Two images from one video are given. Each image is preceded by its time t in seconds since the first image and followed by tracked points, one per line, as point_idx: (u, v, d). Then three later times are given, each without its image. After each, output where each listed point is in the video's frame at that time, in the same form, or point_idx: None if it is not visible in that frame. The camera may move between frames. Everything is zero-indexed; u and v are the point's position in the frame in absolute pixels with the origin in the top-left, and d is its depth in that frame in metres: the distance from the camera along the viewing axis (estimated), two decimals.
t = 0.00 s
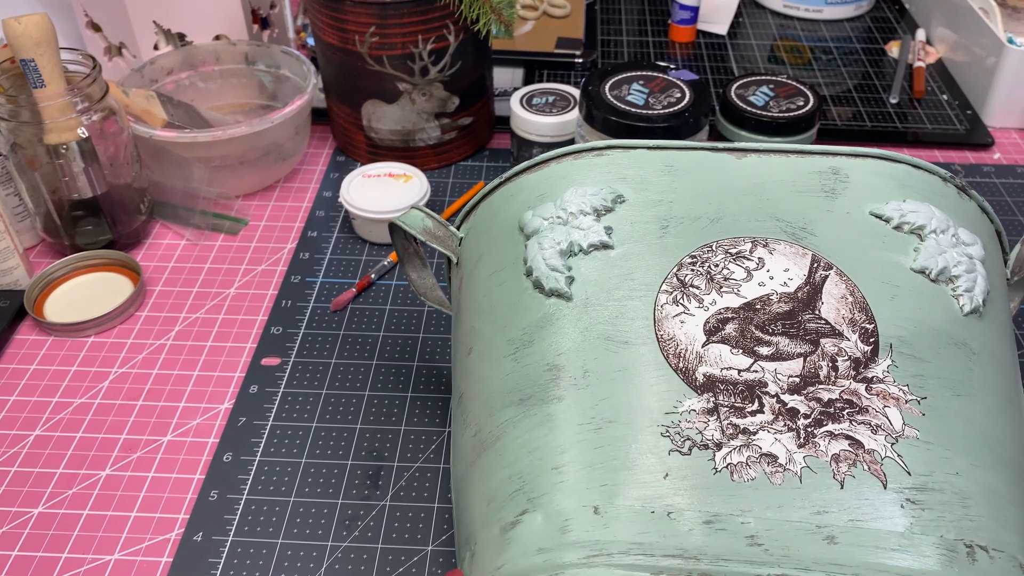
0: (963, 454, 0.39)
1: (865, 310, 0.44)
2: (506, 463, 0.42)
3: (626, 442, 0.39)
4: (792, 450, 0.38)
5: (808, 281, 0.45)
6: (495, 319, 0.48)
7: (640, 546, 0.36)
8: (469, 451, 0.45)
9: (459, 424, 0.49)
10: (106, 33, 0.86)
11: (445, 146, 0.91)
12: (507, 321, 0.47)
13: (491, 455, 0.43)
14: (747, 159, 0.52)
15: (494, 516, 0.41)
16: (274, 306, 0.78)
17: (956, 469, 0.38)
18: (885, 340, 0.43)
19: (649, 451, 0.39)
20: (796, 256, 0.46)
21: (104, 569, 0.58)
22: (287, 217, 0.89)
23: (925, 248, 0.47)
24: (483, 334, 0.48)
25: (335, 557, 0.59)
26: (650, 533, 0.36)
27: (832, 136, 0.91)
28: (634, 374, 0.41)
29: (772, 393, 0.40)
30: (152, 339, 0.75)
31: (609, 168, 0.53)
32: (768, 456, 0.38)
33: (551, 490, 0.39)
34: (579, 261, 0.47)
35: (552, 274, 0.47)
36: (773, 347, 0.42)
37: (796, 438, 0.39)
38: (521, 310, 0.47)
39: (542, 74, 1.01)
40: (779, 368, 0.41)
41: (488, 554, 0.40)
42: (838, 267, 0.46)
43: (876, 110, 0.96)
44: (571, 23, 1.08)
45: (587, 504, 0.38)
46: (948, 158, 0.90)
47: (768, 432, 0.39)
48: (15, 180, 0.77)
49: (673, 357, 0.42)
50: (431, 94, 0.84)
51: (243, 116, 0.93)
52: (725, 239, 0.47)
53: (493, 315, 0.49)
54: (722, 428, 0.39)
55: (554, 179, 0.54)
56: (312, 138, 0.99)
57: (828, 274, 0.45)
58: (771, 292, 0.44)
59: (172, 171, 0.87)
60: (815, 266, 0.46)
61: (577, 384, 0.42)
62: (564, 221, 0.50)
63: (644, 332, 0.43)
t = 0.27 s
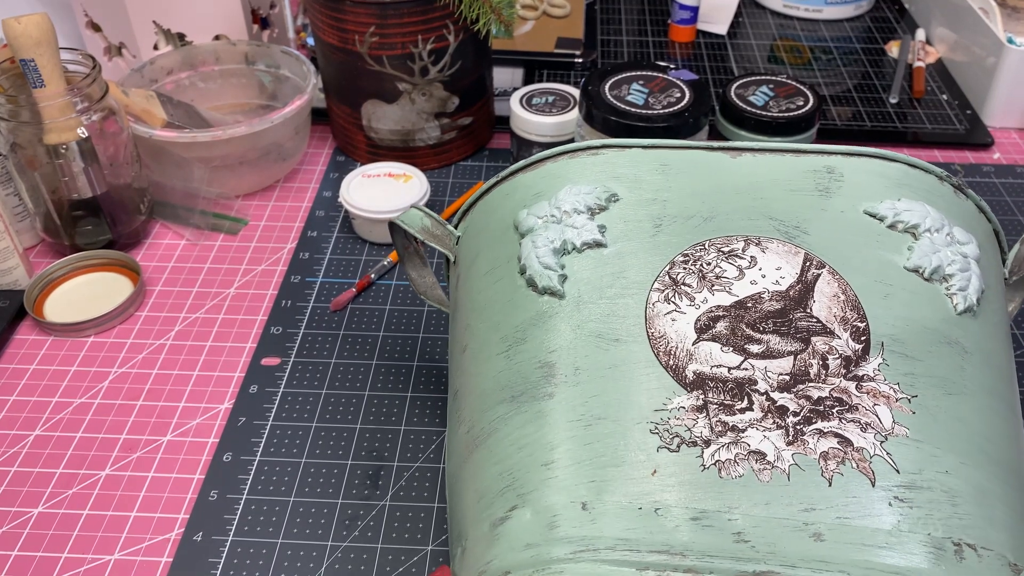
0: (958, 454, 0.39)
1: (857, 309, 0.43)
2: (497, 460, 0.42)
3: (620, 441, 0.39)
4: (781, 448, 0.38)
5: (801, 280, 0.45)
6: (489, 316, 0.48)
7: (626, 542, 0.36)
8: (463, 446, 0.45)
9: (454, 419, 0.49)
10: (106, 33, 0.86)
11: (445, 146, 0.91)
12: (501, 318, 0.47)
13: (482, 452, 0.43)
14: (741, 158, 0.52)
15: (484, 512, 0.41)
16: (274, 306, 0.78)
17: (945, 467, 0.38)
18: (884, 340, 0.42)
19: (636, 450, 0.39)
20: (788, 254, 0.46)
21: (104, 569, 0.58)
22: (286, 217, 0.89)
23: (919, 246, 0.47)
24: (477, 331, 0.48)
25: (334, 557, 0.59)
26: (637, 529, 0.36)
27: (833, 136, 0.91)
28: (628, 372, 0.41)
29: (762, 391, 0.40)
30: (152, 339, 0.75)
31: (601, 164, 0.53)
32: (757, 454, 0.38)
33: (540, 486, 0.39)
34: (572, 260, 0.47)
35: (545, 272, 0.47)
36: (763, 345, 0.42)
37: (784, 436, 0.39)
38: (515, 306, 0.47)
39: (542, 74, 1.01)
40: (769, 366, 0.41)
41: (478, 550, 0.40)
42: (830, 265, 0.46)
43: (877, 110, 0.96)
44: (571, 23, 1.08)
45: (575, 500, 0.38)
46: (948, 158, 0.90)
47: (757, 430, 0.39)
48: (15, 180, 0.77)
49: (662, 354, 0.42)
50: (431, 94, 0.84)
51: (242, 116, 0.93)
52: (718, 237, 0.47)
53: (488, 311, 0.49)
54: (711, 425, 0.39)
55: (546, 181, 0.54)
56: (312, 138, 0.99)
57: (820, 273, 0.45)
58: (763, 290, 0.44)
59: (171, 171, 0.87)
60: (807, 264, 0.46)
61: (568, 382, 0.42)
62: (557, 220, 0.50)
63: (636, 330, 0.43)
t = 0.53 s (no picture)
0: (960, 455, 0.39)
1: (863, 312, 0.43)
2: (501, 459, 0.41)
3: (620, 441, 0.39)
4: (786, 450, 0.38)
5: (806, 281, 0.45)
6: (493, 315, 0.48)
7: (631, 543, 0.36)
8: (466, 444, 0.45)
9: (456, 417, 0.49)
10: (106, 33, 0.86)
11: (445, 146, 0.91)
12: (505, 317, 0.47)
13: (486, 450, 0.43)
14: (747, 158, 0.52)
15: (488, 510, 0.40)
16: (274, 306, 0.78)
17: (950, 471, 0.38)
18: (886, 341, 0.42)
19: (641, 450, 0.39)
20: (794, 256, 0.46)
21: (104, 569, 0.58)
22: (286, 217, 0.89)
23: (924, 250, 0.47)
24: (481, 329, 0.48)
25: (335, 557, 0.59)
26: (641, 529, 0.36)
27: (833, 137, 0.91)
28: (632, 372, 0.41)
29: (767, 393, 0.40)
30: (152, 339, 0.75)
31: (606, 163, 0.53)
32: (762, 456, 0.38)
33: (545, 485, 0.39)
34: (578, 259, 0.47)
35: (550, 271, 0.47)
36: (769, 347, 0.42)
37: (789, 438, 0.39)
38: (520, 305, 0.47)
39: (542, 74, 1.01)
40: (775, 368, 0.41)
41: (480, 549, 0.40)
42: (836, 268, 0.46)
43: (876, 110, 0.96)
44: (571, 23, 1.08)
45: (580, 500, 0.38)
46: (948, 158, 0.90)
47: (763, 432, 0.39)
48: (14, 180, 0.77)
49: (668, 354, 0.42)
50: (431, 94, 0.84)
51: (242, 116, 0.93)
52: (724, 238, 0.47)
53: (492, 310, 0.49)
54: (716, 427, 0.39)
55: (548, 182, 0.54)
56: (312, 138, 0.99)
57: (826, 275, 0.45)
58: (769, 292, 0.44)
59: (172, 171, 0.87)
60: (813, 266, 0.45)
61: (572, 381, 0.42)
62: (563, 219, 0.50)
63: (640, 330, 0.43)
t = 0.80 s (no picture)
0: (961, 456, 0.39)
1: (866, 312, 0.43)
2: (502, 458, 0.42)
3: (621, 440, 0.39)
4: (788, 450, 0.38)
5: (809, 282, 0.45)
6: (495, 314, 0.48)
7: (633, 542, 0.36)
8: (467, 443, 0.45)
9: (457, 417, 0.49)
10: (106, 33, 0.86)
11: (445, 146, 0.91)
12: (507, 316, 0.47)
13: (487, 450, 0.43)
14: (750, 158, 0.53)
15: (489, 510, 0.40)
16: (273, 306, 0.78)
17: (952, 472, 0.38)
18: (888, 341, 0.43)
19: (642, 450, 0.39)
20: (796, 256, 0.46)
21: (104, 569, 0.58)
22: (286, 217, 0.89)
23: (927, 250, 0.47)
24: (482, 328, 0.49)
25: (335, 556, 0.59)
26: (644, 529, 0.36)
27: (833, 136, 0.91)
28: (634, 372, 0.41)
29: (769, 393, 0.40)
30: (151, 339, 0.75)
31: (607, 163, 0.53)
32: (764, 456, 0.38)
33: (547, 484, 0.39)
34: (580, 258, 0.48)
35: (552, 270, 0.47)
36: (772, 347, 0.42)
37: (792, 438, 0.39)
38: (522, 304, 0.47)
39: (542, 74, 1.01)
40: (778, 368, 0.41)
41: (482, 548, 0.40)
42: (838, 268, 0.46)
43: (876, 110, 0.96)
44: (571, 23, 1.08)
45: (582, 499, 0.38)
46: (948, 158, 0.90)
47: (765, 432, 0.39)
48: (14, 180, 0.77)
49: (670, 354, 0.42)
50: (431, 94, 0.84)
51: (242, 116, 0.93)
52: (727, 238, 0.47)
53: (493, 309, 0.49)
54: (719, 427, 0.39)
55: (549, 182, 0.54)
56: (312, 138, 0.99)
57: (828, 275, 0.45)
58: (772, 292, 0.44)
59: (171, 171, 0.87)
60: (816, 266, 0.46)
61: (574, 380, 0.42)
62: (565, 218, 0.50)
63: (643, 329, 0.43)
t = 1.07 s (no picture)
0: (968, 458, 0.39)
1: (876, 316, 0.44)
2: (510, 456, 0.41)
3: (628, 440, 0.39)
4: (800, 452, 0.38)
5: (820, 284, 0.45)
6: (503, 311, 0.48)
7: (644, 543, 0.36)
8: (473, 442, 0.45)
9: (463, 415, 0.49)
10: (106, 33, 0.86)
11: (445, 146, 0.91)
12: (515, 314, 0.47)
13: (495, 448, 0.43)
14: (761, 159, 0.53)
15: (497, 508, 0.40)
16: (275, 306, 0.78)
17: (961, 476, 0.38)
18: (891, 340, 0.43)
19: (652, 450, 0.39)
20: (807, 258, 0.46)
21: (104, 569, 0.58)
22: (287, 217, 0.89)
23: (937, 255, 0.47)
24: (490, 326, 0.48)
25: (335, 557, 0.59)
26: (654, 530, 0.36)
27: (833, 137, 0.91)
28: (642, 372, 0.41)
29: (781, 395, 0.40)
30: (152, 339, 0.75)
31: (616, 164, 0.54)
32: (776, 458, 0.38)
33: (556, 483, 0.39)
34: (591, 256, 0.48)
35: (563, 268, 0.47)
36: (783, 349, 0.42)
37: (803, 441, 0.39)
38: (531, 302, 0.47)
39: (542, 74, 1.01)
40: (789, 370, 0.41)
41: (489, 546, 0.40)
42: (849, 271, 0.46)
43: (876, 110, 0.96)
44: (571, 23, 1.08)
45: (592, 499, 0.38)
46: (948, 158, 0.90)
47: (777, 434, 0.39)
48: (14, 180, 0.76)
49: (682, 354, 0.42)
50: (431, 94, 0.84)
51: (243, 116, 0.93)
52: (738, 239, 0.47)
53: (501, 308, 0.49)
54: (731, 428, 0.39)
55: (551, 183, 0.54)
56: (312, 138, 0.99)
57: (839, 278, 0.45)
58: (783, 294, 0.44)
59: (172, 171, 0.87)
60: (826, 269, 0.46)
61: (584, 379, 0.42)
62: (576, 216, 0.50)
63: (653, 330, 0.43)
